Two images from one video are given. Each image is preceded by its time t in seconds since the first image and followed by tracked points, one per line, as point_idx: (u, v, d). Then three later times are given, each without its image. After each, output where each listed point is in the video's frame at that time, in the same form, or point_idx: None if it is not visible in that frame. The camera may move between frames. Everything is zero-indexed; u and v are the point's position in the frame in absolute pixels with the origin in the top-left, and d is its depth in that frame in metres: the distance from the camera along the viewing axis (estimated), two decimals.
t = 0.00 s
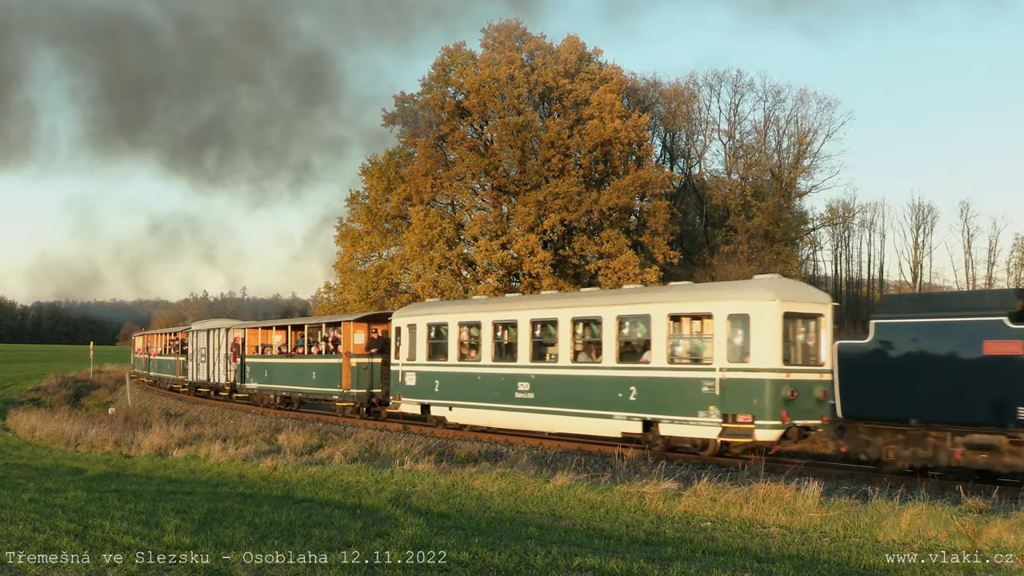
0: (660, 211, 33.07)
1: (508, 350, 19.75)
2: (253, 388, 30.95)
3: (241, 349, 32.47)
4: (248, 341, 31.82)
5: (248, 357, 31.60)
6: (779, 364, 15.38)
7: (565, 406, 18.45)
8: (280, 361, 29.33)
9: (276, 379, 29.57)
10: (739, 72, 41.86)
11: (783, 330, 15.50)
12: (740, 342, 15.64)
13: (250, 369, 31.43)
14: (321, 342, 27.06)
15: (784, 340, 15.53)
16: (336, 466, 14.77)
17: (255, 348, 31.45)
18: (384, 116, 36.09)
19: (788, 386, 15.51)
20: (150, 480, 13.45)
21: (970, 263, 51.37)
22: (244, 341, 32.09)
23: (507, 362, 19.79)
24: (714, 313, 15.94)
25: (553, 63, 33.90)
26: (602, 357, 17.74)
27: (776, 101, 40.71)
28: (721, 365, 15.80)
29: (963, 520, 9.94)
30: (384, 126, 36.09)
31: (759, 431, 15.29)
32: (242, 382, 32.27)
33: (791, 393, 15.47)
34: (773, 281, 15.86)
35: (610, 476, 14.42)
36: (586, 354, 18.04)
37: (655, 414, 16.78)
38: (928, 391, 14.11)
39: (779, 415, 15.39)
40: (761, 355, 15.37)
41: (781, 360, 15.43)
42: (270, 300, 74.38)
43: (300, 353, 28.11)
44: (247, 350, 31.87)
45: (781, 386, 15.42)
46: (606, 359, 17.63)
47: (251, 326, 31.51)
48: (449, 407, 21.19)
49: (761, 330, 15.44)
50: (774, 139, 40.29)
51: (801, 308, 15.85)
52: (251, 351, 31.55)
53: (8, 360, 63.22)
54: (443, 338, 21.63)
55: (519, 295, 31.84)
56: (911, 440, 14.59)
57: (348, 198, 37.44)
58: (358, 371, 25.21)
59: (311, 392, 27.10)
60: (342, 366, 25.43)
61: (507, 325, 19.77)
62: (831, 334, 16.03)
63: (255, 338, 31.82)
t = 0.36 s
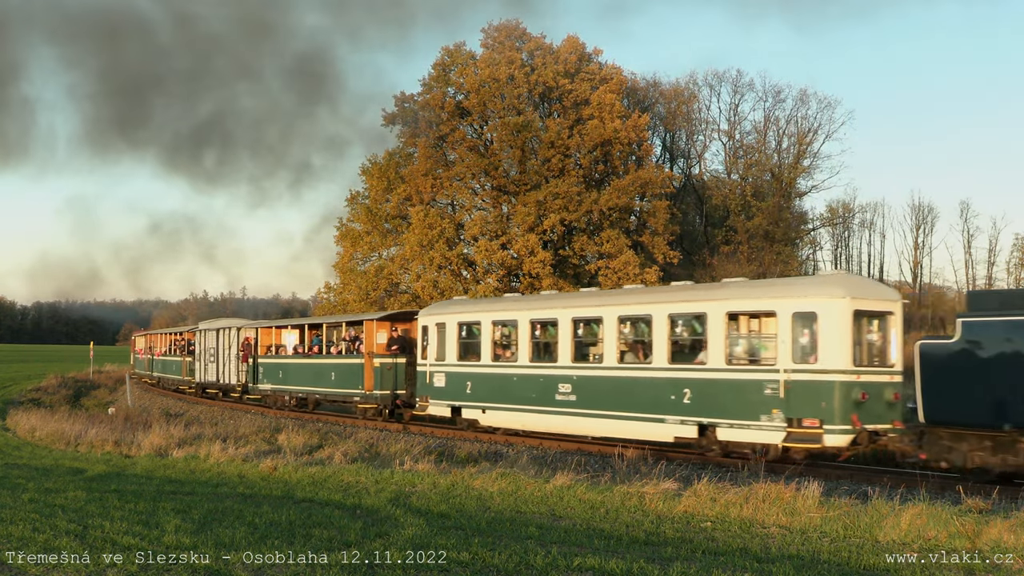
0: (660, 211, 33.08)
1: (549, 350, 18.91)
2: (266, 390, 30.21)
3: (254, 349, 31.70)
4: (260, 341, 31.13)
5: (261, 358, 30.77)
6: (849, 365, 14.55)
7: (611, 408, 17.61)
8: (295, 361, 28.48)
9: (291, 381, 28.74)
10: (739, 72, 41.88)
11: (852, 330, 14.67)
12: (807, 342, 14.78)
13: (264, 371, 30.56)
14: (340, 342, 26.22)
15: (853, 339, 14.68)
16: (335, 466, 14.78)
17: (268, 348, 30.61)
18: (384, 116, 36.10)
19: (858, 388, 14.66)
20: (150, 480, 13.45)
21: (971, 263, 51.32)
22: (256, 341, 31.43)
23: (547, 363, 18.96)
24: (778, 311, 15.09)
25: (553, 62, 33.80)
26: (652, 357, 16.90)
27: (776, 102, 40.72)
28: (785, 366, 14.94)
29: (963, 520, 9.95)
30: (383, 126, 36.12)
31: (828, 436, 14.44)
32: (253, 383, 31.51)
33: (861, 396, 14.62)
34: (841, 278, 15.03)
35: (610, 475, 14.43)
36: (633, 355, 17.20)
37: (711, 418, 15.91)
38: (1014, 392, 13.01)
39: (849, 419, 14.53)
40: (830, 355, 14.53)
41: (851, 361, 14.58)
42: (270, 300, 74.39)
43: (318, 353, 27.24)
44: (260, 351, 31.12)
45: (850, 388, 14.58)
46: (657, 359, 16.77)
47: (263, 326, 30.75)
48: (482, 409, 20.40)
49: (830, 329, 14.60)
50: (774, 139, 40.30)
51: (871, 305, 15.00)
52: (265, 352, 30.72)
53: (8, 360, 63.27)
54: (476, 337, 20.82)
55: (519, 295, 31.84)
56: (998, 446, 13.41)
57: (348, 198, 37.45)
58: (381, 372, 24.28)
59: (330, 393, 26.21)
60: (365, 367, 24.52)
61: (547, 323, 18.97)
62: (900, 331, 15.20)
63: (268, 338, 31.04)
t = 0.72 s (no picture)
0: (660, 211, 33.09)
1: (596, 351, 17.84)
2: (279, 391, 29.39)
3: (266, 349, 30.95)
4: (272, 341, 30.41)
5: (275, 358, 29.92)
6: (928, 367, 13.53)
7: (661, 412, 16.61)
8: (312, 361, 27.66)
9: (306, 381, 27.88)
10: (739, 72, 41.90)
11: (933, 329, 13.64)
12: (883, 342, 13.74)
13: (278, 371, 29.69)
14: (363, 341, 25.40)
15: (934, 339, 13.65)
16: (335, 466, 14.78)
17: (282, 348, 29.84)
18: (384, 116, 36.11)
19: (938, 391, 13.64)
20: (150, 480, 13.45)
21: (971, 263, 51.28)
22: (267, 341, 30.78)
23: (591, 364, 17.97)
24: (850, 310, 14.07)
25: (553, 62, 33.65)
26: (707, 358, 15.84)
27: (776, 101, 40.72)
28: (858, 367, 13.91)
29: (963, 520, 9.94)
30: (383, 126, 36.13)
31: (907, 443, 13.46)
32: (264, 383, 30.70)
33: (941, 399, 13.60)
34: (918, 273, 14.02)
35: (610, 475, 14.43)
36: (685, 355, 16.19)
37: (775, 422, 14.89)
38: None
39: (929, 424, 13.52)
40: (909, 357, 13.50)
41: (931, 363, 13.57)
42: (270, 300, 74.43)
43: (337, 352, 26.40)
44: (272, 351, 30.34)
45: (930, 391, 13.56)
46: (714, 360, 15.74)
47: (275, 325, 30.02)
48: (517, 412, 19.45)
49: (910, 328, 13.56)
50: (774, 139, 40.29)
51: (950, 303, 14.00)
52: (278, 352, 29.92)
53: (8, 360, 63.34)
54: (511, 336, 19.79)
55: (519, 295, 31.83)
56: None
57: (348, 198, 37.47)
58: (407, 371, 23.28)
59: (351, 394, 25.30)
60: (390, 367, 23.55)
61: (590, 322, 17.96)
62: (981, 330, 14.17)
63: (280, 338, 30.30)
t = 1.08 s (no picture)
0: (660, 211, 33.08)
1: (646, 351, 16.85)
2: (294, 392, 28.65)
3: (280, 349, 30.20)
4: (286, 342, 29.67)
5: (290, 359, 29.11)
6: (1019, 368, 12.65)
7: (718, 415, 15.67)
8: (331, 362, 26.84)
9: (325, 382, 27.03)
10: (739, 72, 41.88)
11: None
12: (966, 342, 12.95)
13: (295, 371, 28.89)
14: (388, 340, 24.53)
15: None
16: (336, 466, 14.78)
17: (297, 349, 29.06)
18: (384, 116, 36.13)
19: None
20: (151, 480, 13.46)
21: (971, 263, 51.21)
22: (281, 342, 30.07)
23: (637, 365, 17.00)
24: (930, 308, 13.29)
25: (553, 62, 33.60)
26: (771, 359, 14.97)
27: (776, 101, 40.71)
28: (940, 369, 13.12)
29: (963, 520, 9.95)
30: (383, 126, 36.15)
31: (997, 450, 12.66)
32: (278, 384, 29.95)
33: None
34: (1006, 269, 13.20)
35: (611, 475, 14.43)
36: (745, 356, 15.36)
37: (846, 427, 14.03)
38: None
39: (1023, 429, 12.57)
40: (997, 358, 12.69)
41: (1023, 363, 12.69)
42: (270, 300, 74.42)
43: (358, 352, 25.55)
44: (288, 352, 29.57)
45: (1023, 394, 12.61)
46: (778, 361, 14.87)
47: (291, 324, 29.23)
48: (557, 416, 18.48)
49: (997, 327, 12.75)
50: (774, 139, 40.27)
51: None
52: (294, 352, 29.13)
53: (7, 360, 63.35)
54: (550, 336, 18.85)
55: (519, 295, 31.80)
56: None
57: (348, 198, 37.48)
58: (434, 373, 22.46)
59: (374, 396, 24.50)
60: (417, 368, 22.77)
61: (638, 320, 16.97)
62: None
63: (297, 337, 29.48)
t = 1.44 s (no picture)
0: (660, 211, 33.07)
1: (702, 352, 15.68)
2: (311, 394, 27.87)
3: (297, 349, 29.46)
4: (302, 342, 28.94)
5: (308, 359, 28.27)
6: None
7: (784, 419, 14.51)
8: (350, 362, 25.98)
9: (345, 384, 26.15)
10: (739, 72, 41.85)
11: None
12: None
13: (312, 372, 28.04)
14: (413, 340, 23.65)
15: None
16: (336, 466, 14.78)
17: (314, 349, 28.25)
18: (384, 116, 36.15)
19: None
20: (150, 480, 13.45)
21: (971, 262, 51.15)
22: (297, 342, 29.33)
23: (690, 366, 15.86)
24: None
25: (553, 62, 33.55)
26: (842, 360, 13.84)
27: (776, 101, 40.70)
28: None
29: (963, 520, 9.94)
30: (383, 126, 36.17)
31: None
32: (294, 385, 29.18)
33: None
34: None
35: (611, 475, 14.42)
36: (811, 356, 14.24)
37: (928, 433, 12.86)
38: None
39: None
40: None
41: None
42: (270, 300, 74.41)
43: (380, 353, 24.69)
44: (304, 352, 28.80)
45: None
46: (851, 362, 13.73)
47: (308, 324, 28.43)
48: (602, 419, 17.33)
49: None
50: (774, 139, 40.26)
51: None
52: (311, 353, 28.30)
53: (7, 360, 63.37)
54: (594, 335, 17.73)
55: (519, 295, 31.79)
56: None
57: (348, 198, 37.48)
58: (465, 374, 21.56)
59: (399, 399, 23.63)
60: (447, 369, 21.88)
61: (691, 319, 15.89)
62: None
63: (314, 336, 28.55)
